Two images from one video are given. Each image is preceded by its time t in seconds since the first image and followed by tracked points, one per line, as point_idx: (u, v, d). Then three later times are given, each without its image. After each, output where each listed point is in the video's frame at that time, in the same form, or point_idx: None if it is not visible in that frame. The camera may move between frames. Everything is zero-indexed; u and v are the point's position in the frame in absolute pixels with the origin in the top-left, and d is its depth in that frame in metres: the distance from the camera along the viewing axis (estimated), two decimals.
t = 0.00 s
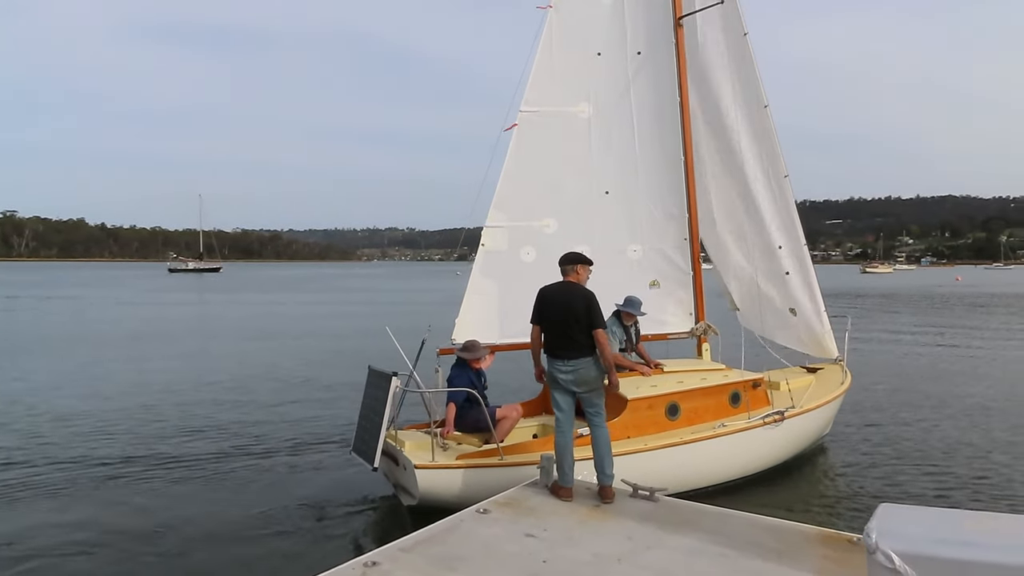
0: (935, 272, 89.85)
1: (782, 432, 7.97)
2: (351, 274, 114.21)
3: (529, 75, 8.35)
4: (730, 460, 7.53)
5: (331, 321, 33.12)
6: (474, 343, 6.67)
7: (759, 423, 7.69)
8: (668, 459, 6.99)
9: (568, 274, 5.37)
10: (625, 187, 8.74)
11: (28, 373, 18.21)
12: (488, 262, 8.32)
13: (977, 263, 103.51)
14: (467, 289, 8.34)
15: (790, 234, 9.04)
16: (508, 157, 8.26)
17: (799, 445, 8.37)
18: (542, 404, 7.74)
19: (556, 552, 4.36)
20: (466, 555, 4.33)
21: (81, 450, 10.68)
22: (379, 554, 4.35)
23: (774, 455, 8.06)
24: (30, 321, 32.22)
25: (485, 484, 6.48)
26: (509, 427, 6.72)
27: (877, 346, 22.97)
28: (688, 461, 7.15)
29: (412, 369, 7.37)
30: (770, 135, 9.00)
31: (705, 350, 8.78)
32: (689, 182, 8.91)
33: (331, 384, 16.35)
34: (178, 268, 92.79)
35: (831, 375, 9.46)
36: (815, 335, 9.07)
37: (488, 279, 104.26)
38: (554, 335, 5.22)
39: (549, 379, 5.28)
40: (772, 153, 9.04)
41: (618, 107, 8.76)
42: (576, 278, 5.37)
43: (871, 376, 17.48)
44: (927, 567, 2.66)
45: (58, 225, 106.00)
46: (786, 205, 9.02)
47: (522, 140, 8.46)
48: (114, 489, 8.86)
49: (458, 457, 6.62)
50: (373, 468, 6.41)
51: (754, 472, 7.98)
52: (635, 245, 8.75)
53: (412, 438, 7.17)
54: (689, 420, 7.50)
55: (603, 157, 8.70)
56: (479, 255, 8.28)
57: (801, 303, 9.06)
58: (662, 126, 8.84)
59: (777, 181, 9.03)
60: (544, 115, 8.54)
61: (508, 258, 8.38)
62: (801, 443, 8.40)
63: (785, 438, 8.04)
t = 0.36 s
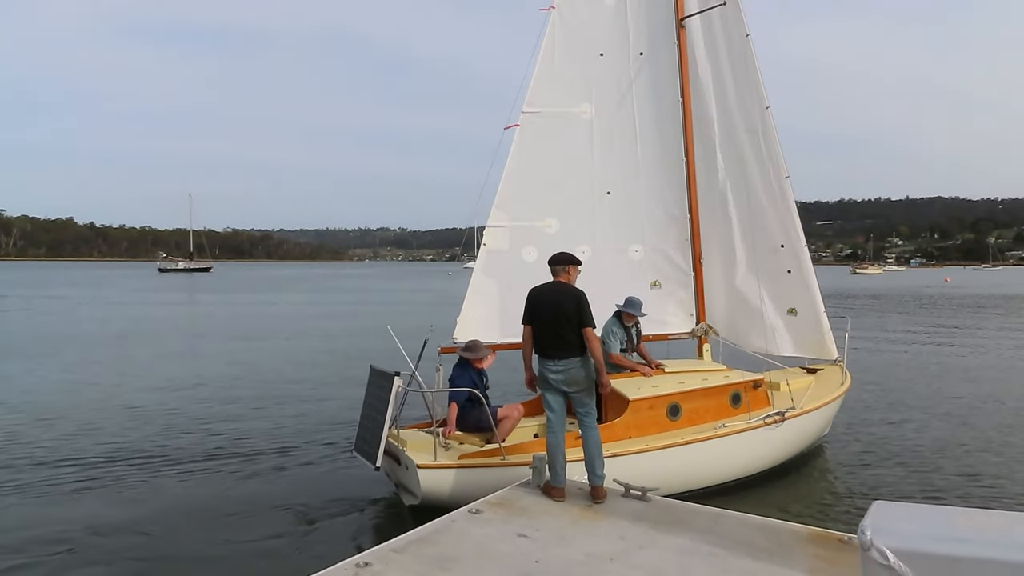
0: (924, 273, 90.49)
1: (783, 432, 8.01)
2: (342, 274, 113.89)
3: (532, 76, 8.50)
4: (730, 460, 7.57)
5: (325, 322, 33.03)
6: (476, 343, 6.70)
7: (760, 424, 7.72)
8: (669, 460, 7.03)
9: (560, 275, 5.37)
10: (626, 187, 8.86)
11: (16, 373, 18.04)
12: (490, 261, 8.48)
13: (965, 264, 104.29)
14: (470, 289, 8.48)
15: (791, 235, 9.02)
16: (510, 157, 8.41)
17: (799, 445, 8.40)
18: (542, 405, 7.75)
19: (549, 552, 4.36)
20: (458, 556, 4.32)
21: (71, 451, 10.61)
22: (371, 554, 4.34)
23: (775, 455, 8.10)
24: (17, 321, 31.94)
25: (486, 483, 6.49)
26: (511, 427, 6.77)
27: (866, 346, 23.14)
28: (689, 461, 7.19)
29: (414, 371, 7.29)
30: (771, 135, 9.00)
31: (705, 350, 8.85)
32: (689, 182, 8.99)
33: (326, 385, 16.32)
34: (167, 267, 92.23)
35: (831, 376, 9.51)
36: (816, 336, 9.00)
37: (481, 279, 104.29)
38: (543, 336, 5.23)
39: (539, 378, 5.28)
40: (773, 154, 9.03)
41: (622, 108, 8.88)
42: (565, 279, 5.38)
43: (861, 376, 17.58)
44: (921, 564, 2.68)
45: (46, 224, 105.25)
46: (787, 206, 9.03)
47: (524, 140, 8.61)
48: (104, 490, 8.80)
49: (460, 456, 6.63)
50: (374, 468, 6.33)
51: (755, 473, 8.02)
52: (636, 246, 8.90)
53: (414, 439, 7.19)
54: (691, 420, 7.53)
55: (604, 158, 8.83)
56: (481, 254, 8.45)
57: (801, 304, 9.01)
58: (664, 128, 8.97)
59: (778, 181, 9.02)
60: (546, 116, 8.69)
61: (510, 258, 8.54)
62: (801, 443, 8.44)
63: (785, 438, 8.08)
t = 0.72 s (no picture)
0: (918, 273, 90.80)
1: (787, 433, 8.04)
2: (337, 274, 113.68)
3: (537, 75, 8.52)
4: (734, 460, 7.61)
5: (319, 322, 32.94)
6: (482, 342, 6.72)
7: (765, 425, 7.75)
8: (674, 460, 7.08)
9: (557, 275, 5.37)
10: (630, 188, 8.89)
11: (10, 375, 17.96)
12: (494, 262, 8.51)
13: (958, 264, 104.68)
14: (475, 289, 8.48)
15: (795, 236, 9.12)
16: (515, 155, 8.41)
17: (803, 446, 8.44)
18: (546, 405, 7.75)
19: (545, 553, 4.37)
20: (454, 556, 4.32)
21: (66, 453, 10.57)
22: (367, 555, 4.34)
23: (779, 455, 8.13)
24: (11, 322, 31.77)
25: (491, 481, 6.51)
26: (515, 427, 6.82)
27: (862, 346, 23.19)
28: (693, 461, 7.23)
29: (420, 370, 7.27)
30: (776, 137, 9.09)
31: (710, 351, 8.92)
32: (696, 182, 8.99)
33: (324, 386, 16.27)
34: (161, 268, 91.88)
35: (834, 376, 9.55)
36: (820, 334, 9.16)
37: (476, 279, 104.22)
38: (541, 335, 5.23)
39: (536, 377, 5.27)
40: (778, 155, 9.11)
41: (628, 109, 8.92)
42: (560, 277, 5.37)
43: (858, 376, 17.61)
44: (922, 563, 2.69)
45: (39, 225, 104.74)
46: (792, 207, 9.11)
47: (529, 139, 8.62)
48: (100, 492, 8.77)
49: (466, 456, 6.63)
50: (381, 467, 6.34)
51: (758, 473, 8.06)
52: (641, 246, 8.93)
53: (421, 439, 7.19)
54: (696, 421, 7.56)
55: (609, 157, 8.83)
56: (486, 254, 8.46)
57: (805, 304, 9.11)
58: (669, 128, 9.00)
59: (783, 181, 9.11)
60: (551, 115, 8.70)
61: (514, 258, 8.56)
62: (805, 444, 8.46)
63: (789, 438, 8.11)
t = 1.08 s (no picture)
0: (911, 276, 91.17)
1: (792, 435, 8.06)
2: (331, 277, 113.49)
3: (541, 78, 8.55)
4: (739, 462, 7.63)
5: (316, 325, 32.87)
6: (488, 344, 6.70)
7: (769, 427, 7.78)
8: (679, 462, 7.12)
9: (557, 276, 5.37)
10: (634, 190, 8.91)
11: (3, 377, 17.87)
12: (499, 264, 8.48)
13: (951, 267, 105.16)
14: (479, 292, 8.48)
15: (799, 237, 9.14)
16: (518, 156, 8.42)
17: (807, 448, 8.47)
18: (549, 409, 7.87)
19: (542, 555, 4.37)
20: (451, 559, 4.31)
21: (60, 456, 10.53)
22: (363, 557, 4.33)
23: (783, 457, 8.16)
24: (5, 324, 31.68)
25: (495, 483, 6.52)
26: (521, 428, 6.84)
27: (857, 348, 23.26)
28: (698, 463, 7.27)
29: (424, 372, 7.23)
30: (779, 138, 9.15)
31: (714, 352, 8.95)
32: (698, 184, 9.05)
33: (322, 388, 16.23)
34: (155, 270, 91.56)
35: (838, 379, 9.60)
36: (823, 337, 9.18)
37: (472, 281, 104.21)
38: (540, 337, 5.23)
39: (535, 379, 5.27)
40: (781, 158, 9.17)
41: (631, 111, 8.95)
42: (559, 279, 5.38)
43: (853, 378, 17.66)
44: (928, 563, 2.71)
45: (32, 227, 104.33)
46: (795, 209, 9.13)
47: (533, 141, 8.63)
48: (94, 495, 8.74)
49: (472, 458, 6.63)
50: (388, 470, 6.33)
51: (764, 475, 8.09)
52: (644, 248, 8.95)
53: (426, 441, 7.20)
54: (701, 423, 7.58)
55: (612, 160, 8.85)
56: (490, 256, 8.42)
57: (809, 305, 9.14)
58: (673, 130, 9.03)
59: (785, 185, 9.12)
60: (554, 117, 8.72)
61: (518, 261, 8.56)
62: (809, 446, 8.49)
63: (794, 440, 8.14)
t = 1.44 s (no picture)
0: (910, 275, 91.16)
1: (800, 433, 8.09)
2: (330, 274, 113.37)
3: (549, 76, 8.56)
4: (748, 459, 7.66)
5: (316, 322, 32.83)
6: (498, 342, 6.65)
7: (778, 424, 7.81)
8: (688, 458, 7.15)
9: (561, 274, 5.37)
10: (643, 188, 8.93)
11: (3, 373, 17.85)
12: (507, 262, 8.54)
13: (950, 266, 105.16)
14: (488, 289, 8.54)
15: (808, 236, 9.16)
16: (527, 154, 8.43)
17: (815, 446, 8.49)
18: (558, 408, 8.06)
19: (542, 552, 4.38)
20: (451, 555, 4.32)
21: (60, 452, 10.53)
22: (363, 554, 4.34)
23: (792, 454, 8.19)
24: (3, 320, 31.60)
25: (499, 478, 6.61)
26: (530, 427, 6.74)
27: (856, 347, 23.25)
28: (707, 460, 7.30)
29: (433, 369, 7.25)
30: (789, 137, 9.11)
31: (723, 350, 8.94)
32: (707, 182, 9.04)
33: (325, 385, 16.22)
34: (154, 266, 91.39)
35: (846, 377, 9.62)
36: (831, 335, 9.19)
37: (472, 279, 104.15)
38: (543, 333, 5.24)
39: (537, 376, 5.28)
40: (789, 156, 9.14)
41: (640, 109, 8.94)
42: (563, 275, 5.38)
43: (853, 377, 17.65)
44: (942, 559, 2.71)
45: (31, 222, 104.10)
46: (805, 208, 9.15)
47: (541, 139, 8.65)
48: (95, 492, 8.74)
49: (481, 455, 6.66)
50: (397, 465, 6.35)
51: (773, 472, 8.12)
52: (653, 246, 8.97)
53: (436, 436, 7.22)
54: (710, 420, 7.61)
55: (620, 158, 8.86)
56: (499, 254, 8.49)
57: (818, 305, 9.17)
58: (681, 129, 9.02)
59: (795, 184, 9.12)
60: (562, 115, 8.72)
61: (527, 259, 8.61)
62: (818, 443, 8.50)
63: (803, 438, 8.17)
